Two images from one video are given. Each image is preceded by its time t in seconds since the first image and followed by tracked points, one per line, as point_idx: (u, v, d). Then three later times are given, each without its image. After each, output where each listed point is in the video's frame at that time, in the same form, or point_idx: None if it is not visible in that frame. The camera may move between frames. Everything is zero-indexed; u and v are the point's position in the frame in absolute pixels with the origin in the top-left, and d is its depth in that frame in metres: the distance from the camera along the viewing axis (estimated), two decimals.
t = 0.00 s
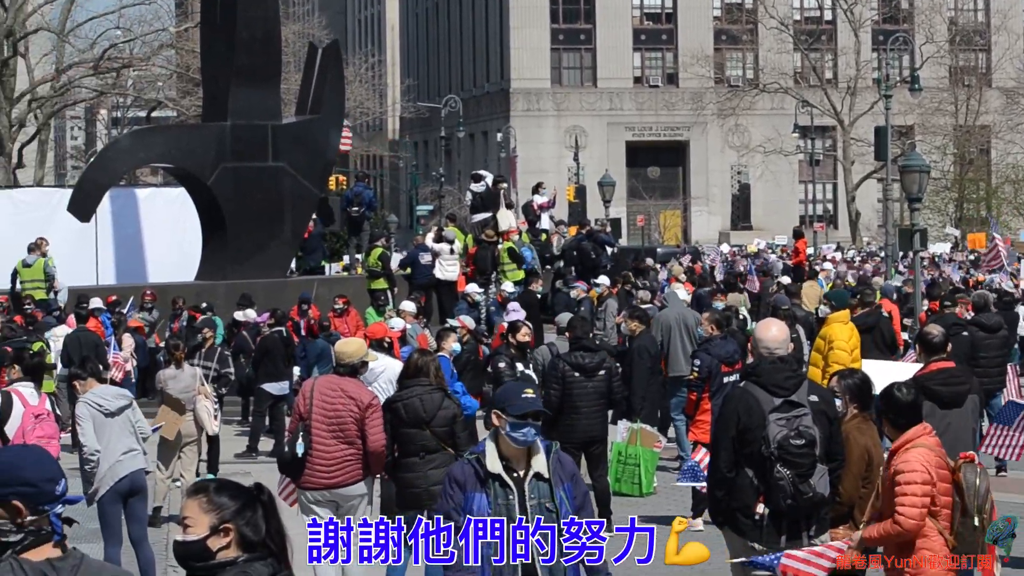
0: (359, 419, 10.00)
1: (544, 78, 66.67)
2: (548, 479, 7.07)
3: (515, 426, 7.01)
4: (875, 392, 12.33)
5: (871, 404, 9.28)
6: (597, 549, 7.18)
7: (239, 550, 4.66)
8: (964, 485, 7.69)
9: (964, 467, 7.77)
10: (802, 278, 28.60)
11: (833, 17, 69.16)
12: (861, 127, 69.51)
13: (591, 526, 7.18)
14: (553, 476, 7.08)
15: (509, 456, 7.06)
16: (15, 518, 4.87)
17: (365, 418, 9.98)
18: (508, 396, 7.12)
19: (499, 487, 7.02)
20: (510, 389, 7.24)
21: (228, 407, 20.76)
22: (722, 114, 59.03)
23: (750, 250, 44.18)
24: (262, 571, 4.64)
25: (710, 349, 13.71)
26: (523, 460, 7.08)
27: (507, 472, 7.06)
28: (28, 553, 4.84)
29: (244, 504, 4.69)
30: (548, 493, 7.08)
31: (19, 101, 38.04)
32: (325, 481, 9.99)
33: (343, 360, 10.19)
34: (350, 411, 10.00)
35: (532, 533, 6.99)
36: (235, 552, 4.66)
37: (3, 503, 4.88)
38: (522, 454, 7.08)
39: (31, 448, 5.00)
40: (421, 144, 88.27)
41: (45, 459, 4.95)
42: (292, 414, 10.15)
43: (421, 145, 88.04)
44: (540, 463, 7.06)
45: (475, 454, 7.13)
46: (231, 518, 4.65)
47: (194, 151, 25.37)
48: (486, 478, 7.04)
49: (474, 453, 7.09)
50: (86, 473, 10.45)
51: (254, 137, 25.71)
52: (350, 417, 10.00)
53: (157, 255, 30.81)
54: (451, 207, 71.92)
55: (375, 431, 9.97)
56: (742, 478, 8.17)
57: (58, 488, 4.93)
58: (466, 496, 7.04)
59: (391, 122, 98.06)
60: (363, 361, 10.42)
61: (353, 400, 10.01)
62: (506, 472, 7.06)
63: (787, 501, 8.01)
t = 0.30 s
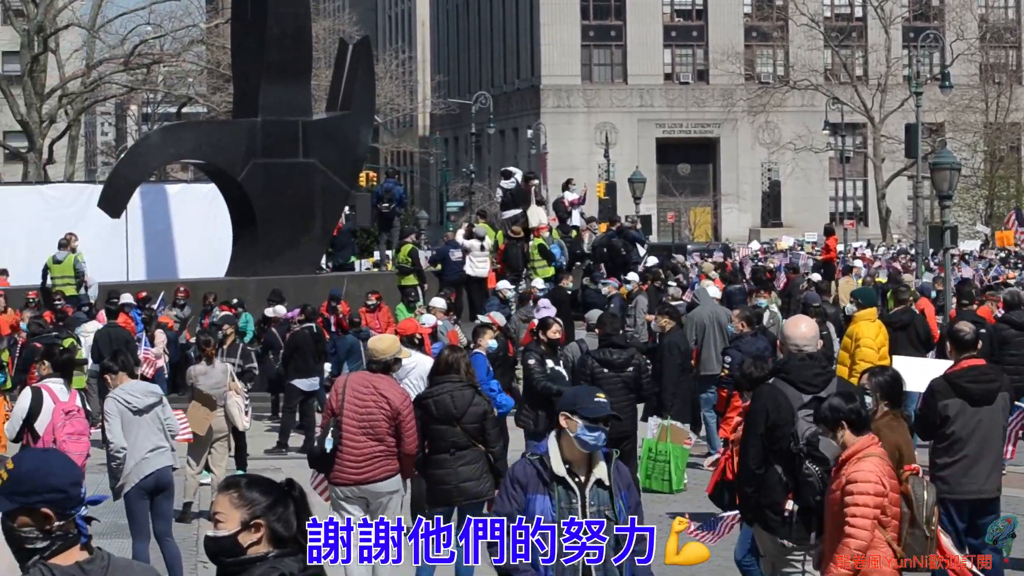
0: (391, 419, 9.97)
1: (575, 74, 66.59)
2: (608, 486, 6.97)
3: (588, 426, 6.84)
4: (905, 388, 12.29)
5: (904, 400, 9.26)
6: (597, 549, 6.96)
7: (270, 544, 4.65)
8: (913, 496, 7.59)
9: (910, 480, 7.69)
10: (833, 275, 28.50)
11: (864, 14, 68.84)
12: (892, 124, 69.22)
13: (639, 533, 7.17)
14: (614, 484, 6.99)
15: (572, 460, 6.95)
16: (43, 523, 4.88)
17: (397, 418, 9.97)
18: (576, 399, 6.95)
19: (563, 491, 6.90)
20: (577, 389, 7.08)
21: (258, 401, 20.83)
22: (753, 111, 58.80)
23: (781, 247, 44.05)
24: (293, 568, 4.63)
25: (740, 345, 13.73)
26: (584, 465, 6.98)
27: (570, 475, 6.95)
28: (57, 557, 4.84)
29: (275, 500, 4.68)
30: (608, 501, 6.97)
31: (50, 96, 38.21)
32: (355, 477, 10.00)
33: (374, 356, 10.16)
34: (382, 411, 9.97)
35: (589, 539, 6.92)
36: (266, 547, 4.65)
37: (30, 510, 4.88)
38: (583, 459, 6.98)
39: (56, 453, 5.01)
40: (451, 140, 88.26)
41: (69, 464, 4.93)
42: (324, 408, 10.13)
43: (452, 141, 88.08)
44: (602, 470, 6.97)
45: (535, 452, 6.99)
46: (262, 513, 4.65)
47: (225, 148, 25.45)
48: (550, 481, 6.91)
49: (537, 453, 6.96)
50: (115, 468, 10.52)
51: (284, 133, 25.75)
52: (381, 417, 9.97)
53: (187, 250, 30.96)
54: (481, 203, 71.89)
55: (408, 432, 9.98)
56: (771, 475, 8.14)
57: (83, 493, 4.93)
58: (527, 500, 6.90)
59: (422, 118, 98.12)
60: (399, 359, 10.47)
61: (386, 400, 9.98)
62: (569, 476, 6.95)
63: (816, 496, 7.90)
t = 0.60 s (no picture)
0: (422, 421, 9.96)
1: (605, 75, 66.52)
2: (681, 487, 6.84)
3: (664, 423, 6.81)
4: (936, 390, 12.26)
5: (934, 402, 9.25)
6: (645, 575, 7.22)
7: (301, 546, 4.59)
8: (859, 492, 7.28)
9: (851, 474, 7.36)
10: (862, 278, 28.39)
11: (893, 15, 68.64)
12: (922, 126, 68.92)
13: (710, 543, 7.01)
14: (685, 485, 6.85)
15: (644, 457, 6.85)
16: (61, 536, 4.67)
17: (428, 421, 9.96)
18: (649, 394, 6.95)
19: (636, 486, 6.79)
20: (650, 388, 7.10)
21: (288, 402, 20.82)
22: (783, 112, 58.64)
23: (812, 249, 43.91)
24: (324, 569, 4.55)
25: (770, 347, 13.68)
26: (656, 463, 6.87)
27: (642, 473, 6.84)
28: (77, 569, 4.71)
29: (306, 501, 4.62)
30: (680, 501, 6.83)
31: (81, 97, 38.33)
32: (384, 478, 9.97)
33: (407, 358, 10.10)
34: (411, 413, 9.95)
35: (660, 538, 6.75)
36: (297, 548, 4.59)
37: (47, 524, 4.66)
38: (656, 457, 6.87)
39: (71, 467, 4.75)
40: (481, 142, 88.34)
41: (83, 473, 4.69)
42: (355, 409, 10.13)
43: (482, 143, 88.12)
44: (674, 469, 6.86)
45: (607, 449, 6.93)
46: (293, 514, 4.58)
47: (256, 149, 25.50)
48: (623, 477, 6.80)
49: (609, 448, 6.88)
50: (142, 469, 10.55)
51: (313, 134, 25.77)
52: (410, 419, 9.95)
53: (218, 251, 30.96)
54: (511, 205, 71.91)
55: (439, 435, 9.98)
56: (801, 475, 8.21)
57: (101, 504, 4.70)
58: (598, 495, 6.81)
59: (451, 119, 98.23)
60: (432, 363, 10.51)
61: (416, 404, 9.96)
62: (642, 473, 6.83)
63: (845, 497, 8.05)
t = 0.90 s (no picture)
0: (446, 422, 9.95)
1: (630, 77, 66.40)
2: (735, 491, 6.61)
3: (714, 430, 6.47)
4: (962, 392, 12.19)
5: (960, 404, 9.18)
6: None
7: (327, 548, 4.57)
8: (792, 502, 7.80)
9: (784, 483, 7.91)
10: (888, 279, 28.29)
11: (919, 16, 68.39)
12: (947, 128, 68.66)
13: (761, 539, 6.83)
14: (739, 488, 6.63)
15: (700, 462, 6.57)
16: (79, 542, 4.68)
17: (452, 422, 9.94)
18: (693, 399, 6.61)
19: (693, 494, 6.53)
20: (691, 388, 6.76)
21: (314, 405, 20.83)
22: (808, 114, 58.44)
23: (838, 251, 43.80)
24: (350, 571, 4.57)
25: (795, 349, 13.52)
26: (711, 468, 6.59)
27: (697, 478, 6.57)
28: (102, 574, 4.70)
29: (332, 503, 4.60)
30: (734, 505, 6.62)
31: (106, 100, 38.45)
32: (409, 480, 9.95)
33: (430, 360, 10.06)
34: (436, 415, 9.94)
35: (719, 546, 6.54)
36: (323, 550, 4.57)
37: (68, 530, 4.68)
38: (709, 462, 6.59)
39: (92, 471, 4.78)
40: (506, 144, 88.29)
41: (103, 479, 4.72)
42: (380, 411, 10.12)
43: (507, 145, 88.16)
44: (729, 473, 6.60)
45: (661, 455, 6.65)
46: (320, 517, 4.56)
47: (282, 151, 25.55)
48: (679, 484, 6.53)
49: (663, 456, 6.59)
50: (168, 472, 10.58)
51: (339, 136, 25.80)
52: (435, 421, 9.94)
53: (243, 253, 31.04)
54: (537, 207, 71.90)
55: (463, 436, 9.97)
56: (831, 477, 8.22)
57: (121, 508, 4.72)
58: (654, 503, 6.53)
59: (477, 122, 98.30)
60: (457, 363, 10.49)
61: (439, 404, 9.94)
62: (697, 479, 6.57)
63: (877, 500, 8.10)
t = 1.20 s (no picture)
0: (479, 419, 9.87)
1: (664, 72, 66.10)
2: (797, 494, 6.54)
3: (767, 436, 6.44)
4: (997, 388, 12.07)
5: (994, 399, 9.08)
6: None
7: (362, 543, 4.76)
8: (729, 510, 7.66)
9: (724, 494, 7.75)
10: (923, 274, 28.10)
11: (954, 11, 67.92)
12: (982, 122, 68.15)
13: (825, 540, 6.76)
14: (800, 490, 6.56)
15: (756, 468, 6.53)
16: (117, 534, 4.95)
17: (486, 418, 9.87)
18: (744, 405, 6.57)
19: (753, 504, 6.46)
20: (741, 393, 6.69)
21: (350, 401, 20.83)
22: (842, 109, 58.00)
23: (874, 245, 43.55)
24: (387, 566, 4.72)
25: (830, 342, 13.40)
26: (769, 473, 6.55)
27: (756, 485, 6.52)
28: (136, 566, 4.96)
29: (368, 498, 4.79)
30: (797, 509, 6.55)
31: (141, 96, 38.50)
32: (443, 476, 9.88)
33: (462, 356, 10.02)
34: (468, 411, 9.85)
35: (784, 551, 6.44)
36: (358, 546, 4.77)
37: (103, 521, 4.94)
38: (766, 466, 6.55)
39: (128, 464, 5.03)
40: (541, 139, 88.14)
41: (138, 471, 4.97)
42: (413, 408, 10.05)
43: (542, 140, 88.09)
44: (789, 475, 6.52)
45: (717, 466, 6.57)
46: (355, 512, 4.75)
47: (316, 146, 25.47)
48: (737, 494, 6.46)
49: (720, 466, 6.52)
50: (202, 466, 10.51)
51: (374, 132, 25.77)
52: (468, 417, 9.85)
53: (278, 248, 31.05)
54: (571, 202, 71.79)
55: (497, 431, 9.91)
56: (869, 471, 8.13)
57: (157, 500, 4.97)
58: (714, 516, 6.47)
59: (511, 117, 98.28)
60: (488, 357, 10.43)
61: (472, 400, 9.86)
62: (756, 485, 6.52)
63: (918, 494, 8.01)
